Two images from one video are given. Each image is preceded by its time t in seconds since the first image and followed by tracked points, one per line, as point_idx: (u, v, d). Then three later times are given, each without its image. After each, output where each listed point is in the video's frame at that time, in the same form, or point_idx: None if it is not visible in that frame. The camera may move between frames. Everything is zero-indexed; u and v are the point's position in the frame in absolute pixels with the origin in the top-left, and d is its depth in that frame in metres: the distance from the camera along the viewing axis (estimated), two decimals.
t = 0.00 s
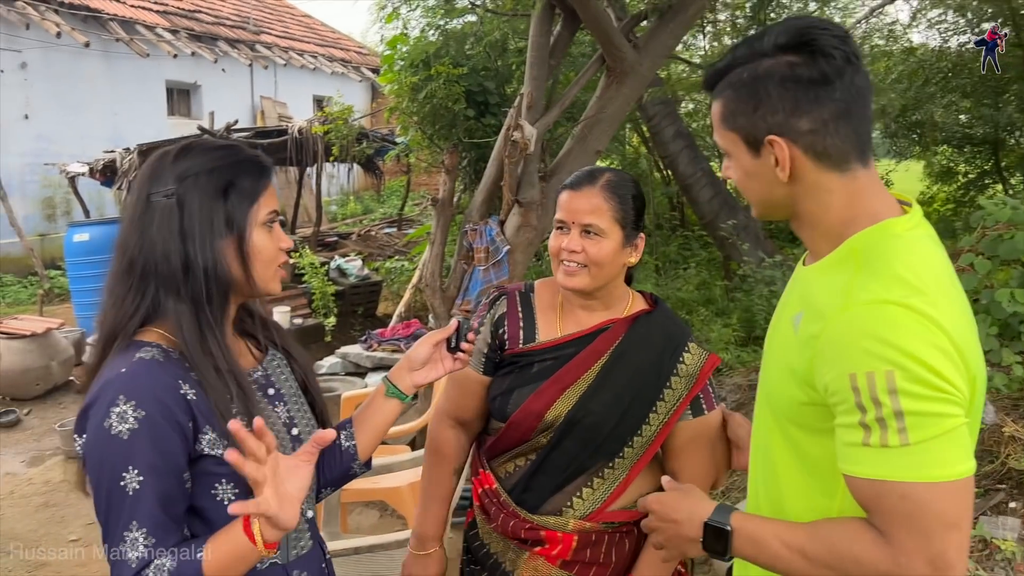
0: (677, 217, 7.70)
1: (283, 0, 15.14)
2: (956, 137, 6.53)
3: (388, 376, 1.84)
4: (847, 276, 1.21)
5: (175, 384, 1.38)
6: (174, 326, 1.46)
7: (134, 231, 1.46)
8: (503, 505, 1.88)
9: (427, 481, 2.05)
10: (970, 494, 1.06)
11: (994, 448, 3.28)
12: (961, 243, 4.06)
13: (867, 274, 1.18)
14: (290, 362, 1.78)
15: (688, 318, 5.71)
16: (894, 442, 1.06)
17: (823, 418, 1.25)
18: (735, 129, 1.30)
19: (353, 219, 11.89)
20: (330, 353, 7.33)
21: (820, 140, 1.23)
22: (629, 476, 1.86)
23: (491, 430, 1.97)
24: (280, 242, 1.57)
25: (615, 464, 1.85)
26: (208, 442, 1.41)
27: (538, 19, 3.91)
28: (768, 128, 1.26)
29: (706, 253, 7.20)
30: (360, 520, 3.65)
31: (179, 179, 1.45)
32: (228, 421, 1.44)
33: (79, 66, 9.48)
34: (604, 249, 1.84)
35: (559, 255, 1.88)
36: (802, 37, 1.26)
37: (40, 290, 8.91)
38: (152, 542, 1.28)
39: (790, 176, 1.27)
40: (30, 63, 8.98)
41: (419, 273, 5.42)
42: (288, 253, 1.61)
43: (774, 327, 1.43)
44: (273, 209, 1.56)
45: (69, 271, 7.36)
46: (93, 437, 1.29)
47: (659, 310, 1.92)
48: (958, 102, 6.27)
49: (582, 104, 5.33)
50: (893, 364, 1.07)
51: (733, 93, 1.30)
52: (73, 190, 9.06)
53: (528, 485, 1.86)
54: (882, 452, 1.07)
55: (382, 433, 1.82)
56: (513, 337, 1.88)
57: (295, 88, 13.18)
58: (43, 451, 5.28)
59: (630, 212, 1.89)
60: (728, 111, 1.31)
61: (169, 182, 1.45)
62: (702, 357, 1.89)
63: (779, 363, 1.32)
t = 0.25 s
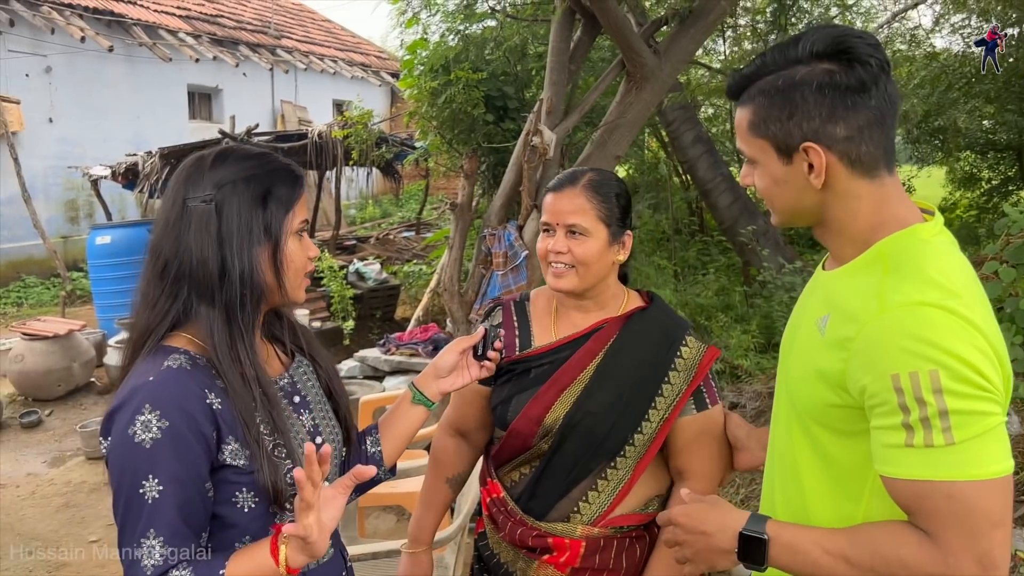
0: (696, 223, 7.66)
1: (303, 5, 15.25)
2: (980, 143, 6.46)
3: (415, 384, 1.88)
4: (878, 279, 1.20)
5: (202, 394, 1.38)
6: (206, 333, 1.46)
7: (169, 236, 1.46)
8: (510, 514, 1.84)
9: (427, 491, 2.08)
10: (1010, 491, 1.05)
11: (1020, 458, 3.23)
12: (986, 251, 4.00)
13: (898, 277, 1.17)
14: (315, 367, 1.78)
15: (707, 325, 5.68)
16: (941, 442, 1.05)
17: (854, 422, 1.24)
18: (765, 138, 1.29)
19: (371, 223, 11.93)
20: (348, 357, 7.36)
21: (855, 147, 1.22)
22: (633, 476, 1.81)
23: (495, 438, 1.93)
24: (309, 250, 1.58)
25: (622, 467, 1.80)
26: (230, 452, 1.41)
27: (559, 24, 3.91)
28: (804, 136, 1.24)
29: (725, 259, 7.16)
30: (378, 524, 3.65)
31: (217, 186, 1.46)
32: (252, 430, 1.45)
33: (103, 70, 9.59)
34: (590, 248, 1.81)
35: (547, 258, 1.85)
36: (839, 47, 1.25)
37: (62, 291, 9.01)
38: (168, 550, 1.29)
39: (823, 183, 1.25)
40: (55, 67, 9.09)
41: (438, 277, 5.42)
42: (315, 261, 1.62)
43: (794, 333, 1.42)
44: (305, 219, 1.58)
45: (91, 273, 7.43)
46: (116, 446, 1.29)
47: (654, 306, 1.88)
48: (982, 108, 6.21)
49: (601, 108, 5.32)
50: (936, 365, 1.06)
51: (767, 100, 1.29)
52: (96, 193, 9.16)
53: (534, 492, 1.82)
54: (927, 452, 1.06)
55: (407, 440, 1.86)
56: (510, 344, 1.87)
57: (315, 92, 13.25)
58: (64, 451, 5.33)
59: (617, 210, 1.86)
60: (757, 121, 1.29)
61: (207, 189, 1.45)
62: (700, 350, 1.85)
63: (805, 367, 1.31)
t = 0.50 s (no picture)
0: (705, 227, 7.65)
1: (314, 9, 15.32)
2: (991, 147, 6.43)
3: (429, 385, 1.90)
4: (876, 270, 1.21)
5: (211, 393, 1.39)
6: (219, 332, 1.48)
7: (183, 234, 1.47)
8: (494, 515, 1.86)
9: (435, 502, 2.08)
10: (1007, 468, 1.05)
11: None
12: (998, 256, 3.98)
13: (895, 266, 1.17)
14: (326, 366, 1.78)
15: (716, 329, 5.67)
16: (940, 422, 1.05)
17: (855, 412, 1.24)
18: (763, 142, 1.28)
19: (381, 226, 11.96)
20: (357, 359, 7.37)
21: (853, 145, 1.23)
22: (614, 474, 1.78)
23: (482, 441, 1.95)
24: (322, 251, 1.59)
25: (605, 467, 1.77)
26: (240, 452, 1.42)
27: (568, 27, 3.91)
28: (804, 137, 1.24)
29: (734, 263, 7.14)
30: (386, 526, 3.65)
31: (233, 186, 1.46)
32: (261, 431, 1.45)
33: (115, 74, 9.66)
34: (569, 247, 1.80)
35: (526, 259, 1.85)
36: (832, 50, 1.27)
37: (74, 293, 9.06)
38: (166, 549, 1.30)
39: (824, 183, 1.25)
40: (68, 71, 9.16)
41: (446, 281, 5.43)
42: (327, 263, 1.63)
43: (794, 328, 1.42)
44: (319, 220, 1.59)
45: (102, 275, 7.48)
46: (124, 444, 1.30)
47: (633, 302, 1.89)
48: (993, 112, 6.17)
49: (610, 112, 5.32)
50: (935, 347, 1.06)
51: (764, 106, 1.29)
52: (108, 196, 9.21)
53: (516, 493, 1.82)
54: (926, 432, 1.05)
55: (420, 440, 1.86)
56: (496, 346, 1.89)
57: (325, 95, 13.30)
58: (74, 451, 5.36)
59: (593, 209, 1.86)
60: (755, 126, 1.29)
61: (224, 190, 1.46)
62: (680, 345, 1.83)
63: (805, 359, 1.31)
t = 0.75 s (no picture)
0: (710, 230, 7.64)
1: (320, 12, 15.36)
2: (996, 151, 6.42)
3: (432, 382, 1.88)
4: (883, 267, 1.21)
5: (212, 393, 1.40)
6: (218, 329, 1.48)
7: (184, 232, 1.48)
8: (482, 528, 1.84)
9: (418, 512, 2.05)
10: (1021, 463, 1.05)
11: None
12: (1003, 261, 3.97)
13: (901, 263, 1.18)
14: (329, 365, 1.79)
15: (720, 333, 5.67)
16: (955, 417, 1.04)
17: (862, 410, 1.23)
18: (768, 139, 1.29)
19: (386, 228, 11.98)
20: (361, 361, 7.38)
21: (857, 145, 1.23)
22: (598, 480, 1.77)
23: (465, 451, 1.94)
24: (323, 250, 1.59)
25: (591, 473, 1.76)
26: (240, 452, 1.42)
27: (574, 30, 3.93)
28: (810, 135, 1.24)
29: (739, 267, 7.13)
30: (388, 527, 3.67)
31: (230, 183, 1.47)
32: (261, 429, 1.45)
33: (122, 76, 9.70)
34: (545, 249, 1.80)
35: (502, 262, 1.84)
36: (840, 49, 1.27)
37: (80, 294, 9.09)
38: (169, 550, 1.30)
39: (828, 180, 1.25)
40: (74, 72, 9.19)
41: (450, 283, 5.44)
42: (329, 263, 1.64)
43: (795, 328, 1.42)
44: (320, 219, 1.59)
45: (107, 276, 7.50)
46: (125, 446, 1.30)
47: (609, 305, 1.89)
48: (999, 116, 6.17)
49: (615, 115, 5.33)
50: (948, 341, 1.05)
51: (770, 103, 1.29)
52: (114, 198, 9.25)
53: (502, 504, 1.81)
54: (940, 426, 1.05)
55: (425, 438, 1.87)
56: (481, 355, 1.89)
57: (331, 98, 13.33)
58: (78, 452, 5.37)
59: (567, 211, 1.86)
60: (760, 124, 1.30)
61: (223, 187, 1.47)
62: (658, 345, 1.83)
63: (808, 358, 1.31)
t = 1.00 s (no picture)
0: (712, 231, 7.63)
1: (322, 11, 15.35)
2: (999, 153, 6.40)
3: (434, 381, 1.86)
4: (888, 268, 1.21)
5: (207, 389, 1.39)
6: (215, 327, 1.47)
7: (181, 230, 1.47)
8: (482, 535, 1.82)
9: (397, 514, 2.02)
10: None
11: None
12: (1006, 262, 3.95)
13: (907, 264, 1.17)
14: (328, 364, 1.78)
15: (721, 334, 5.67)
16: (965, 420, 1.03)
17: (867, 412, 1.23)
18: (770, 139, 1.28)
19: (387, 228, 11.98)
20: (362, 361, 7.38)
21: (861, 145, 1.23)
22: (600, 481, 1.77)
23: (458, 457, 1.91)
24: (321, 247, 1.59)
25: (593, 474, 1.76)
26: (236, 449, 1.41)
27: (577, 29, 3.92)
28: (813, 135, 1.24)
29: (741, 268, 7.13)
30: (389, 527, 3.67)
31: (228, 181, 1.47)
32: (257, 425, 1.45)
33: (124, 74, 9.70)
34: (537, 251, 1.79)
35: (494, 263, 1.83)
36: (843, 48, 1.27)
37: (81, 293, 9.09)
38: (173, 546, 1.29)
39: (831, 181, 1.25)
40: (76, 70, 9.19)
41: (452, 283, 5.43)
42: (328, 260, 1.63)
43: (798, 330, 1.42)
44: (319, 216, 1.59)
45: (109, 274, 7.50)
46: (120, 443, 1.29)
47: (601, 305, 1.89)
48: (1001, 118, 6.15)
49: (618, 116, 5.33)
50: (958, 344, 1.05)
51: (773, 103, 1.29)
52: (115, 196, 9.25)
53: (502, 509, 1.80)
54: (950, 431, 1.04)
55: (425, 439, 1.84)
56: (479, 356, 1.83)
57: (332, 97, 13.33)
58: (79, 450, 5.36)
59: (560, 212, 1.86)
60: (763, 123, 1.29)
61: (219, 185, 1.47)
62: (652, 343, 1.83)
63: (812, 361, 1.31)
